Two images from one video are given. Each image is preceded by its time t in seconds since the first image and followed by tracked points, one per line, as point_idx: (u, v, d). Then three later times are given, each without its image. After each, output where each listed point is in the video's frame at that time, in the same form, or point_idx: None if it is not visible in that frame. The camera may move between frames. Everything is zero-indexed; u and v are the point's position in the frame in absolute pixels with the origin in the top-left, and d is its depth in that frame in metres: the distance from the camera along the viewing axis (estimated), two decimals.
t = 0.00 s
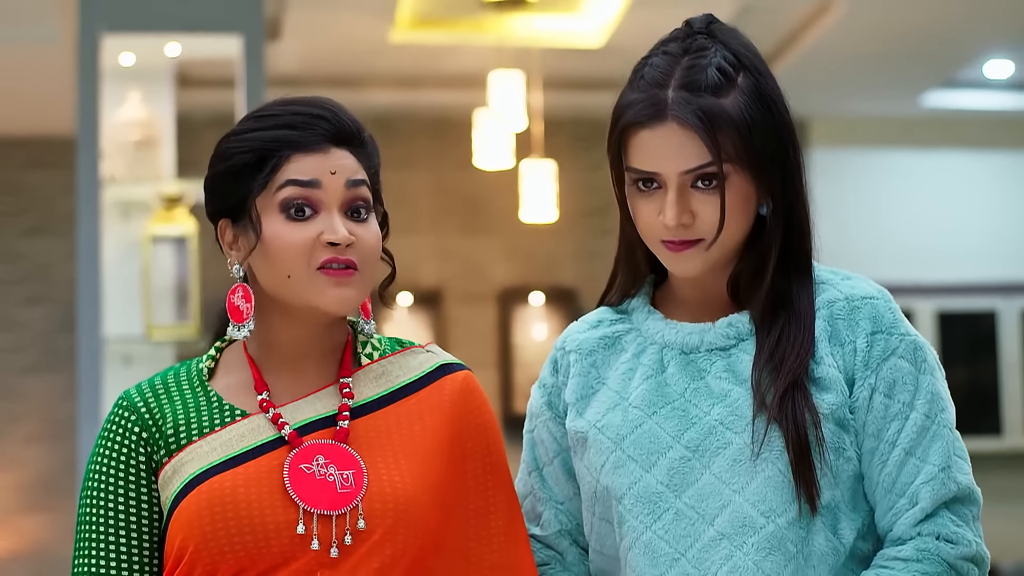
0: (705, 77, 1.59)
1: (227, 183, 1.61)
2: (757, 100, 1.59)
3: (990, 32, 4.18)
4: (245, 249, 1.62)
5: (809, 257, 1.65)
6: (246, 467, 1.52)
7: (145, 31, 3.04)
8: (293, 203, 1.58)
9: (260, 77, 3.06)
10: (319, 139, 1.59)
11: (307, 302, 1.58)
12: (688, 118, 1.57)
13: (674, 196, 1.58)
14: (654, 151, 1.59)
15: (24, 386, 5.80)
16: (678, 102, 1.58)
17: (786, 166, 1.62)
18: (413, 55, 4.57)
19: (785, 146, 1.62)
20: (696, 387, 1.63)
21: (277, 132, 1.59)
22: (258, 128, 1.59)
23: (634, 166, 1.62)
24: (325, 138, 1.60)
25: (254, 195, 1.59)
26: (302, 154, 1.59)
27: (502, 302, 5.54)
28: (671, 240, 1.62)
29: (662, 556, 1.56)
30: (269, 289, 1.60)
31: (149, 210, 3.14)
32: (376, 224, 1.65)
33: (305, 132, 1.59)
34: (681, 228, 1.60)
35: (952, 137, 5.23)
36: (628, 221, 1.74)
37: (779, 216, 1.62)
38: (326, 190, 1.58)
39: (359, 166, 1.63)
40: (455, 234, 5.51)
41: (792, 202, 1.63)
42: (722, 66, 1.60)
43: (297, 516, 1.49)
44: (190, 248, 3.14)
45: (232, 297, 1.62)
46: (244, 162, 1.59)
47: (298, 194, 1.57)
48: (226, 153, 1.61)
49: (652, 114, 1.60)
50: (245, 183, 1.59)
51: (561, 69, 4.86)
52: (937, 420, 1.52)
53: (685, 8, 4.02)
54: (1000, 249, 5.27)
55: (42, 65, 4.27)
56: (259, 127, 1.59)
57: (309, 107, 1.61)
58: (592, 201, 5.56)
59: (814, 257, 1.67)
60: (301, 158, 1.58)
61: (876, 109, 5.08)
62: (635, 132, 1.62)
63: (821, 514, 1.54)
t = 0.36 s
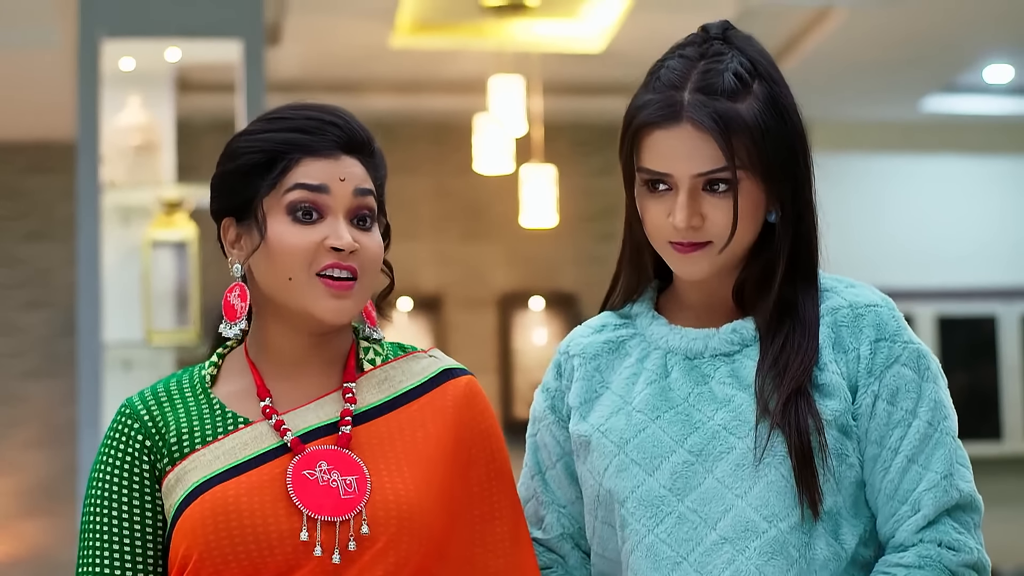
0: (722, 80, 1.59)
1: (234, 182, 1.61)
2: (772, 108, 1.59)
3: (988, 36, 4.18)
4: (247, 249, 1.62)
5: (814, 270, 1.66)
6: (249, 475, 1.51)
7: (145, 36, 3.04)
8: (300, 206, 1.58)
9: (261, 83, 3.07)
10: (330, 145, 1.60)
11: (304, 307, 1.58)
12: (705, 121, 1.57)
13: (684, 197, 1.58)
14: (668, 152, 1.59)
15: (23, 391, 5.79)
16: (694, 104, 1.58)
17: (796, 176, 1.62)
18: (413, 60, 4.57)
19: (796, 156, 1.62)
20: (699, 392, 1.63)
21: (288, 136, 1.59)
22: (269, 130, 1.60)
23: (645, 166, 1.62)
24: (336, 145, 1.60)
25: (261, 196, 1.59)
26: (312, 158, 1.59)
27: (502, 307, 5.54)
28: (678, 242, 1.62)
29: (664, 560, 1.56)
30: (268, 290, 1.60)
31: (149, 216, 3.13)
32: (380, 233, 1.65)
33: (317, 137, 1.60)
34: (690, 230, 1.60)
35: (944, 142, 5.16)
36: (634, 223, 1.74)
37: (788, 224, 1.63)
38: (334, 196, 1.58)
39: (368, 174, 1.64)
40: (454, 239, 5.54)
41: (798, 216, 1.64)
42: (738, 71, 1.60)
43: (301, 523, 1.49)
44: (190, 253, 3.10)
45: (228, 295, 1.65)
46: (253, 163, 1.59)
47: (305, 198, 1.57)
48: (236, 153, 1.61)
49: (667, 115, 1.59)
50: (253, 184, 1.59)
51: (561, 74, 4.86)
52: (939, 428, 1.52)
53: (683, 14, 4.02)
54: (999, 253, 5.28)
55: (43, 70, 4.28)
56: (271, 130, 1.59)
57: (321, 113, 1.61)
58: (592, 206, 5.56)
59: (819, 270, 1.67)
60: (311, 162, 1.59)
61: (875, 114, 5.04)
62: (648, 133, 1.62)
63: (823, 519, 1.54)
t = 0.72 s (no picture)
0: (733, 79, 1.60)
1: (238, 181, 1.61)
2: (781, 111, 1.59)
3: (987, 36, 4.20)
4: (251, 248, 1.63)
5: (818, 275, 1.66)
6: (253, 476, 1.51)
7: (145, 36, 3.03)
8: (306, 207, 1.58)
9: (260, 83, 3.07)
10: (337, 147, 1.60)
11: (307, 308, 1.58)
12: (714, 115, 1.57)
13: (689, 191, 1.58)
14: (675, 146, 1.60)
15: (23, 392, 5.79)
16: (705, 100, 1.59)
17: (802, 180, 1.62)
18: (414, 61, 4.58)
19: (803, 159, 1.62)
20: (702, 394, 1.63)
21: (296, 136, 1.59)
22: (275, 130, 1.60)
23: (652, 159, 1.63)
24: (343, 147, 1.61)
25: (267, 195, 1.59)
26: (318, 160, 1.59)
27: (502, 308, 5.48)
28: (680, 236, 1.62)
29: (665, 560, 1.56)
30: (270, 290, 1.61)
31: (149, 216, 3.14)
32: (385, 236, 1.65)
33: (324, 138, 1.60)
34: (691, 225, 1.60)
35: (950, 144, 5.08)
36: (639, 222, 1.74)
37: (790, 229, 1.63)
38: (340, 197, 1.58)
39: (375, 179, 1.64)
40: (453, 239, 5.48)
41: (804, 221, 1.64)
42: (749, 73, 1.60)
43: (305, 525, 1.49)
44: (191, 254, 3.07)
45: (237, 296, 1.63)
46: (260, 163, 1.59)
47: (311, 198, 1.57)
48: (242, 152, 1.61)
49: (676, 108, 1.60)
50: (259, 183, 1.60)
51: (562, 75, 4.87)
52: (942, 429, 1.52)
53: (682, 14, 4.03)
54: (998, 253, 5.29)
55: (44, 71, 4.29)
56: (280, 129, 1.60)
57: (329, 115, 1.61)
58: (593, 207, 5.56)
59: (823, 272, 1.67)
60: (317, 164, 1.59)
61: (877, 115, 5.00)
62: (657, 127, 1.63)
63: (825, 520, 1.54)
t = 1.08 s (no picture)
0: (763, 73, 1.60)
1: (255, 182, 1.60)
2: (808, 111, 1.60)
3: (987, 36, 4.19)
4: (267, 251, 1.62)
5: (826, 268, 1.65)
6: (255, 474, 1.51)
7: (144, 35, 3.03)
8: (332, 208, 1.58)
9: (260, 81, 3.07)
10: (353, 147, 1.61)
11: (338, 304, 1.57)
12: (744, 104, 1.58)
13: (709, 177, 1.59)
14: (701, 130, 1.60)
15: (23, 392, 5.79)
16: (736, 89, 1.59)
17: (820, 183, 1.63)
18: (414, 60, 4.57)
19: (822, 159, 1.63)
20: (705, 394, 1.63)
21: (315, 137, 1.60)
22: (292, 131, 1.60)
23: (676, 143, 1.63)
24: (357, 147, 1.62)
25: (287, 197, 1.59)
26: (336, 161, 1.60)
27: (502, 307, 5.54)
28: (694, 221, 1.61)
29: (670, 560, 1.56)
30: (293, 291, 1.60)
31: (149, 215, 3.14)
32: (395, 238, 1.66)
33: (341, 138, 1.61)
34: (708, 211, 1.59)
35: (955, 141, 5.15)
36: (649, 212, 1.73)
37: (803, 225, 1.63)
38: (362, 197, 1.59)
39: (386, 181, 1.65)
40: (452, 239, 5.51)
41: (817, 219, 1.64)
42: (778, 69, 1.61)
43: (310, 521, 1.49)
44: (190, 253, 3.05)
45: (250, 298, 1.60)
46: (276, 165, 1.59)
47: (336, 201, 1.58)
48: (256, 154, 1.60)
49: (706, 94, 1.61)
50: (277, 184, 1.59)
51: (562, 74, 4.86)
52: (944, 429, 1.52)
53: (682, 13, 4.03)
54: (999, 253, 5.29)
55: (44, 71, 4.29)
56: (299, 130, 1.60)
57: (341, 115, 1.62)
58: (593, 206, 5.56)
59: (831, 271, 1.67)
60: (337, 164, 1.60)
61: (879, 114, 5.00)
62: (682, 112, 1.63)
63: (829, 520, 1.54)
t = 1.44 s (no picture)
0: (766, 75, 1.61)
1: (260, 185, 1.60)
2: (810, 113, 1.60)
3: (988, 36, 4.20)
4: (271, 253, 1.62)
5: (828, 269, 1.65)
6: (260, 473, 1.52)
7: (144, 35, 3.03)
8: (337, 209, 1.58)
9: (260, 81, 3.07)
10: (356, 148, 1.62)
11: (345, 305, 1.57)
12: (748, 105, 1.58)
13: (710, 176, 1.59)
14: (703, 129, 1.60)
15: (23, 392, 5.78)
16: (739, 90, 1.60)
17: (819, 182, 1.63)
18: (414, 60, 4.57)
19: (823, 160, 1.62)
20: (707, 393, 1.63)
21: (318, 140, 1.60)
22: (295, 134, 1.60)
23: (678, 142, 1.63)
24: (360, 148, 1.63)
25: (292, 200, 1.59)
26: (340, 163, 1.60)
27: (502, 307, 5.54)
28: (694, 221, 1.61)
29: (672, 558, 1.56)
30: (299, 292, 1.59)
31: (149, 215, 3.14)
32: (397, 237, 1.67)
33: (343, 140, 1.61)
34: (709, 210, 1.60)
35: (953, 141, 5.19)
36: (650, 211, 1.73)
37: (805, 226, 1.62)
38: (366, 199, 1.59)
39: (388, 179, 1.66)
40: (452, 239, 5.50)
41: (817, 220, 1.63)
42: (782, 71, 1.61)
43: (317, 518, 1.49)
44: (189, 252, 3.06)
45: (248, 299, 1.62)
46: (281, 167, 1.59)
47: (340, 202, 1.58)
48: (260, 157, 1.60)
49: (709, 94, 1.62)
50: (281, 190, 1.59)
51: (562, 74, 4.86)
52: (945, 428, 1.52)
53: (684, 13, 4.03)
54: (998, 253, 5.29)
55: (45, 70, 4.29)
56: (300, 134, 1.60)
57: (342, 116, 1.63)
58: (593, 206, 5.56)
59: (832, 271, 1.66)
60: (341, 166, 1.60)
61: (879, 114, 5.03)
62: (686, 111, 1.64)
63: (831, 519, 1.54)
